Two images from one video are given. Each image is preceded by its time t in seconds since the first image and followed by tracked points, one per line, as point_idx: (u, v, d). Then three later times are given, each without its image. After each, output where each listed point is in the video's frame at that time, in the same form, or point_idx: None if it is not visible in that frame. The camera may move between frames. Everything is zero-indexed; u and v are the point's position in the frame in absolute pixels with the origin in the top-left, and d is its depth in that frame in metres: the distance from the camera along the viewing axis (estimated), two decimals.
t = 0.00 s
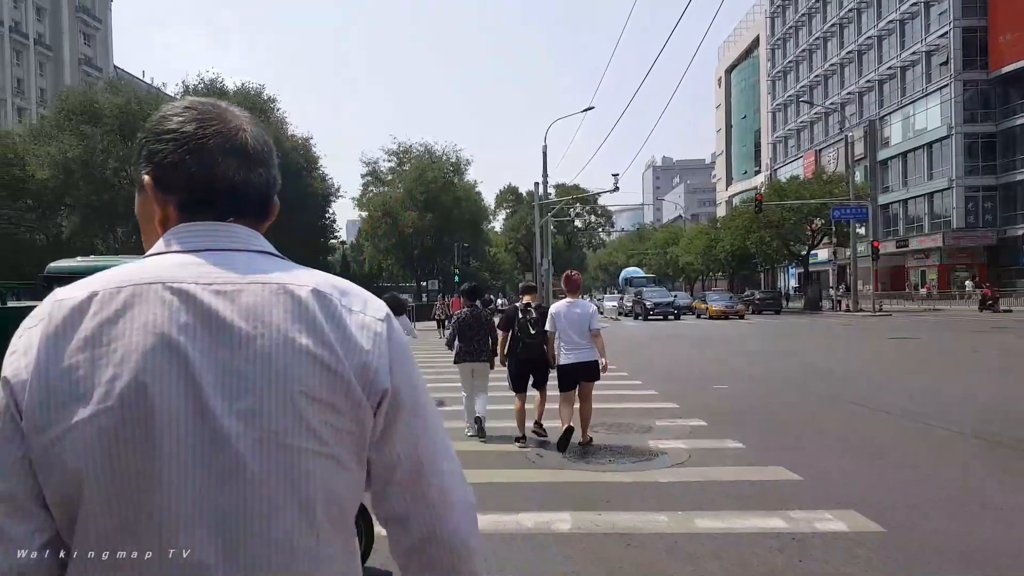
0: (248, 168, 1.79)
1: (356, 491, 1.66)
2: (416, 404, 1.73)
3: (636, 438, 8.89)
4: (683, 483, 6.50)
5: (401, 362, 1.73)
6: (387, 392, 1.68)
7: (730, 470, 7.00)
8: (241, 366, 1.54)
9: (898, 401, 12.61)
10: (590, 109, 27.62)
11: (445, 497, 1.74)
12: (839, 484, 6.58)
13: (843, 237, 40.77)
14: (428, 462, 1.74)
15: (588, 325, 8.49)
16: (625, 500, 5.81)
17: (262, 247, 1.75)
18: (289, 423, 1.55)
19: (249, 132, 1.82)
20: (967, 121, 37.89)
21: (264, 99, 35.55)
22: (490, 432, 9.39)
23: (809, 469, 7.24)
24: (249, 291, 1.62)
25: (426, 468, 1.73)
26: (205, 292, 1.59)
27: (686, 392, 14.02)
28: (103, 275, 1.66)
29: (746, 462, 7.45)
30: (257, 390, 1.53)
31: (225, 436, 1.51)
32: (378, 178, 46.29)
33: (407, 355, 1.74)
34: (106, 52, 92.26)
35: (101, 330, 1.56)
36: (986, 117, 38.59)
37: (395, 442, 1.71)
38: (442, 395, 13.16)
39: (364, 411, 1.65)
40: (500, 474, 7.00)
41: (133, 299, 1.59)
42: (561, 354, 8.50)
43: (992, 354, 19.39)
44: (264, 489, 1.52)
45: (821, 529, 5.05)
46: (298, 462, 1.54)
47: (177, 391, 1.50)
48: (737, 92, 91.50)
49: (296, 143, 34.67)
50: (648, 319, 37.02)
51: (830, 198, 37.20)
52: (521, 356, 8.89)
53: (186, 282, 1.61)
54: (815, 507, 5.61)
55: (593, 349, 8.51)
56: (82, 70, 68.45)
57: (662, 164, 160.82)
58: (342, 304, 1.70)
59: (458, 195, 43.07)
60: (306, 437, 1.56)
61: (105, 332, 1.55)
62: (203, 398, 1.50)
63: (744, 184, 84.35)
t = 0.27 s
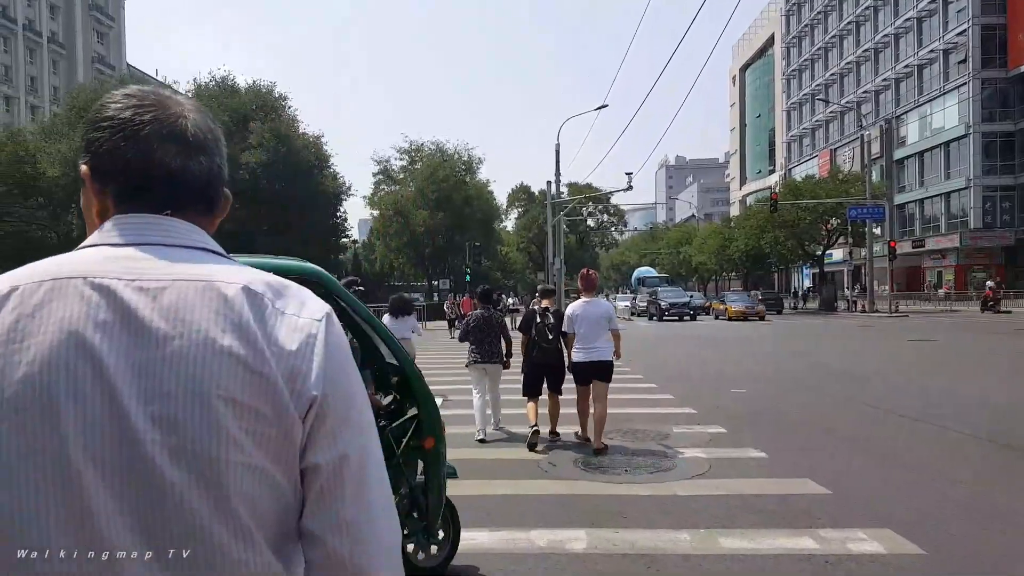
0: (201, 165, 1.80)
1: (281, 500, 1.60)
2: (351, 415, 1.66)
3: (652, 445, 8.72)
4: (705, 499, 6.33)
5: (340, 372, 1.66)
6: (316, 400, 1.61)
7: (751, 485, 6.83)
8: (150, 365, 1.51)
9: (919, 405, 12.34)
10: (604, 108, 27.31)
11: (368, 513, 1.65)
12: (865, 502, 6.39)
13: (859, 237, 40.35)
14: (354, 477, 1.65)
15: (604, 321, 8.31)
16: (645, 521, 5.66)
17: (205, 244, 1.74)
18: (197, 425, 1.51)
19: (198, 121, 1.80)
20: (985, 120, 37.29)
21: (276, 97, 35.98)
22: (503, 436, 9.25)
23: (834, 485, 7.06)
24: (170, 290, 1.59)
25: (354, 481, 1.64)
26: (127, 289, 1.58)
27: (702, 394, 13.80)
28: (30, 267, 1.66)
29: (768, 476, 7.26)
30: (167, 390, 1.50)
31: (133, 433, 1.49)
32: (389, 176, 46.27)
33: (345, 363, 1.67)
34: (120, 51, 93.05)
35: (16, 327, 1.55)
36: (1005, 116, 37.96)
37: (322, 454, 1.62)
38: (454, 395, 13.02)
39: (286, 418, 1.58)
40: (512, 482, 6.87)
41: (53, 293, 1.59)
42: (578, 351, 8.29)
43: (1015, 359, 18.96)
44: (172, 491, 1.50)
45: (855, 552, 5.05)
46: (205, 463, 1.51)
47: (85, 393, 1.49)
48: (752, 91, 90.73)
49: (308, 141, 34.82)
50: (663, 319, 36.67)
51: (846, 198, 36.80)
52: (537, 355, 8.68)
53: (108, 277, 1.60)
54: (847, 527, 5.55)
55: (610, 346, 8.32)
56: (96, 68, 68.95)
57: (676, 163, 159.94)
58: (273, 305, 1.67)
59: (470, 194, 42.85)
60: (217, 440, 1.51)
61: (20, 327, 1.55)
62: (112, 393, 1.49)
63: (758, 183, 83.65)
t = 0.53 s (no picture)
0: (180, 159, 1.73)
1: (233, 515, 1.55)
2: (310, 438, 1.60)
3: (662, 447, 8.52)
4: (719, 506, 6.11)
5: (301, 390, 1.61)
6: (270, 420, 1.55)
7: (766, 489, 6.62)
8: (104, 373, 1.47)
9: (935, 406, 12.06)
10: (612, 106, 27.19)
11: (319, 536, 1.60)
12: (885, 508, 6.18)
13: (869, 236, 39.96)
14: (305, 500, 1.59)
15: (611, 317, 8.17)
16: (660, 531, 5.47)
17: (172, 253, 1.66)
18: (150, 436, 1.47)
19: (171, 130, 1.71)
20: (997, 120, 36.90)
21: (282, 95, 36.10)
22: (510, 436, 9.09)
23: (853, 490, 6.84)
24: (131, 300, 1.54)
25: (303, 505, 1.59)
26: (88, 299, 1.53)
27: (712, 394, 13.57)
28: None
29: (784, 481, 7.04)
30: (116, 405, 1.46)
31: (84, 441, 1.46)
32: (396, 175, 46.15)
33: (306, 384, 1.62)
34: (128, 51, 93.42)
35: None
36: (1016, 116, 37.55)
37: (273, 478, 1.57)
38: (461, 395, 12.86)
39: (239, 436, 1.53)
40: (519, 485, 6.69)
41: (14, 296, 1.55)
42: (585, 347, 8.14)
43: None
44: (123, 500, 1.47)
45: (885, 565, 4.80)
46: (153, 478, 1.47)
47: (38, 398, 1.47)
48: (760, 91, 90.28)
49: (314, 139, 34.87)
50: (673, 319, 36.34)
51: (855, 197, 36.49)
52: (546, 350, 8.47)
53: (70, 282, 1.56)
54: (869, 535, 5.37)
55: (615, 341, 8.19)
56: (103, 67, 69.17)
57: (682, 163, 159.58)
58: (237, 323, 1.60)
59: (476, 193, 42.68)
60: (167, 456, 1.47)
61: None
62: (62, 402, 1.45)
63: (766, 182, 83.17)
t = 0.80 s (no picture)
0: (112, 122, 1.60)
1: (202, 493, 1.54)
2: (285, 409, 1.59)
3: (671, 454, 8.31)
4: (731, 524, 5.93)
5: (271, 363, 1.59)
6: (242, 394, 1.53)
7: (779, 505, 6.40)
8: (68, 347, 1.43)
9: (949, 407, 11.79)
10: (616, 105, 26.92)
11: (294, 511, 1.58)
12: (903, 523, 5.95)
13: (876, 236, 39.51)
14: (287, 473, 1.58)
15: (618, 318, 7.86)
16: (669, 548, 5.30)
17: (129, 224, 1.59)
18: (116, 413, 1.43)
19: (113, 93, 1.61)
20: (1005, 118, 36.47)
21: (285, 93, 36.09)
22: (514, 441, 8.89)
23: (870, 501, 6.62)
24: (92, 273, 1.49)
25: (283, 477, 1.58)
26: (48, 271, 1.48)
27: (720, 397, 13.33)
28: None
29: (797, 493, 6.82)
30: (82, 380, 1.43)
31: (46, 416, 1.42)
32: (399, 174, 45.93)
33: (276, 355, 1.60)
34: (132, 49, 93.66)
35: None
36: None
37: (247, 452, 1.55)
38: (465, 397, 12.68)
39: (211, 411, 1.51)
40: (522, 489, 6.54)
41: None
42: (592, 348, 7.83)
43: None
44: (87, 478, 1.43)
45: None
46: (122, 453, 1.44)
47: None
48: (766, 90, 89.79)
49: (316, 137, 34.76)
50: (679, 320, 36.01)
51: (862, 196, 36.16)
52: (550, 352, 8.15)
53: (30, 255, 1.50)
54: (897, 558, 5.10)
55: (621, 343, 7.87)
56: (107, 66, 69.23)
57: (687, 162, 159.06)
58: (203, 297, 1.56)
59: (480, 192, 42.38)
60: (136, 431, 1.45)
61: None
62: (26, 379, 1.42)
63: (771, 182, 82.70)
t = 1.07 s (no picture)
0: (22, 140, 1.57)
1: (151, 508, 1.53)
2: (228, 413, 1.56)
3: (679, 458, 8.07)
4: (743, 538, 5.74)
5: (212, 366, 1.56)
6: (184, 405, 1.51)
7: (793, 518, 6.18)
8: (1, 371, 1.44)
9: (964, 409, 11.51)
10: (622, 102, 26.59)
11: (249, 522, 1.57)
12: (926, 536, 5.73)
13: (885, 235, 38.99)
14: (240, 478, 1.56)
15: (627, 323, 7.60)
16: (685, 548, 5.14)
17: (64, 246, 1.59)
18: (52, 434, 1.44)
19: (22, 109, 1.59)
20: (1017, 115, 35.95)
21: (289, 92, 36.06)
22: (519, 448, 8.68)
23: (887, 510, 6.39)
24: (27, 295, 1.50)
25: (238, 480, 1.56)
26: None
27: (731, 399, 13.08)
28: None
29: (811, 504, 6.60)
30: (17, 405, 1.43)
31: None
32: (403, 173, 45.67)
33: (214, 363, 1.56)
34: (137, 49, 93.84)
35: None
36: None
37: (194, 460, 1.54)
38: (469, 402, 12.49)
39: (152, 426, 1.49)
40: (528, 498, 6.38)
41: None
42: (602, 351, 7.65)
43: None
44: (27, 500, 1.44)
45: None
46: (64, 473, 1.45)
47: None
48: (772, 88, 89.18)
49: (320, 136, 34.57)
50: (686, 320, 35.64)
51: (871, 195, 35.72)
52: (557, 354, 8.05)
53: None
54: None
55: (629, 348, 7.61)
56: (111, 65, 69.28)
57: (693, 160, 158.49)
58: (138, 310, 1.54)
59: (484, 191, 42.05)
60: (74, 450, 1.45)
61: None
62: None
63: (778, 180, 82.15)
